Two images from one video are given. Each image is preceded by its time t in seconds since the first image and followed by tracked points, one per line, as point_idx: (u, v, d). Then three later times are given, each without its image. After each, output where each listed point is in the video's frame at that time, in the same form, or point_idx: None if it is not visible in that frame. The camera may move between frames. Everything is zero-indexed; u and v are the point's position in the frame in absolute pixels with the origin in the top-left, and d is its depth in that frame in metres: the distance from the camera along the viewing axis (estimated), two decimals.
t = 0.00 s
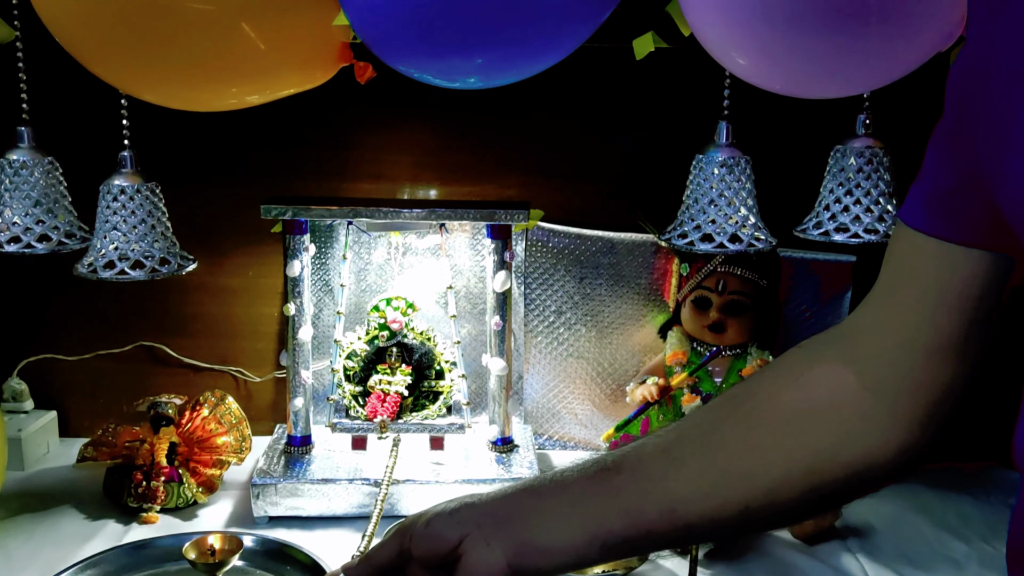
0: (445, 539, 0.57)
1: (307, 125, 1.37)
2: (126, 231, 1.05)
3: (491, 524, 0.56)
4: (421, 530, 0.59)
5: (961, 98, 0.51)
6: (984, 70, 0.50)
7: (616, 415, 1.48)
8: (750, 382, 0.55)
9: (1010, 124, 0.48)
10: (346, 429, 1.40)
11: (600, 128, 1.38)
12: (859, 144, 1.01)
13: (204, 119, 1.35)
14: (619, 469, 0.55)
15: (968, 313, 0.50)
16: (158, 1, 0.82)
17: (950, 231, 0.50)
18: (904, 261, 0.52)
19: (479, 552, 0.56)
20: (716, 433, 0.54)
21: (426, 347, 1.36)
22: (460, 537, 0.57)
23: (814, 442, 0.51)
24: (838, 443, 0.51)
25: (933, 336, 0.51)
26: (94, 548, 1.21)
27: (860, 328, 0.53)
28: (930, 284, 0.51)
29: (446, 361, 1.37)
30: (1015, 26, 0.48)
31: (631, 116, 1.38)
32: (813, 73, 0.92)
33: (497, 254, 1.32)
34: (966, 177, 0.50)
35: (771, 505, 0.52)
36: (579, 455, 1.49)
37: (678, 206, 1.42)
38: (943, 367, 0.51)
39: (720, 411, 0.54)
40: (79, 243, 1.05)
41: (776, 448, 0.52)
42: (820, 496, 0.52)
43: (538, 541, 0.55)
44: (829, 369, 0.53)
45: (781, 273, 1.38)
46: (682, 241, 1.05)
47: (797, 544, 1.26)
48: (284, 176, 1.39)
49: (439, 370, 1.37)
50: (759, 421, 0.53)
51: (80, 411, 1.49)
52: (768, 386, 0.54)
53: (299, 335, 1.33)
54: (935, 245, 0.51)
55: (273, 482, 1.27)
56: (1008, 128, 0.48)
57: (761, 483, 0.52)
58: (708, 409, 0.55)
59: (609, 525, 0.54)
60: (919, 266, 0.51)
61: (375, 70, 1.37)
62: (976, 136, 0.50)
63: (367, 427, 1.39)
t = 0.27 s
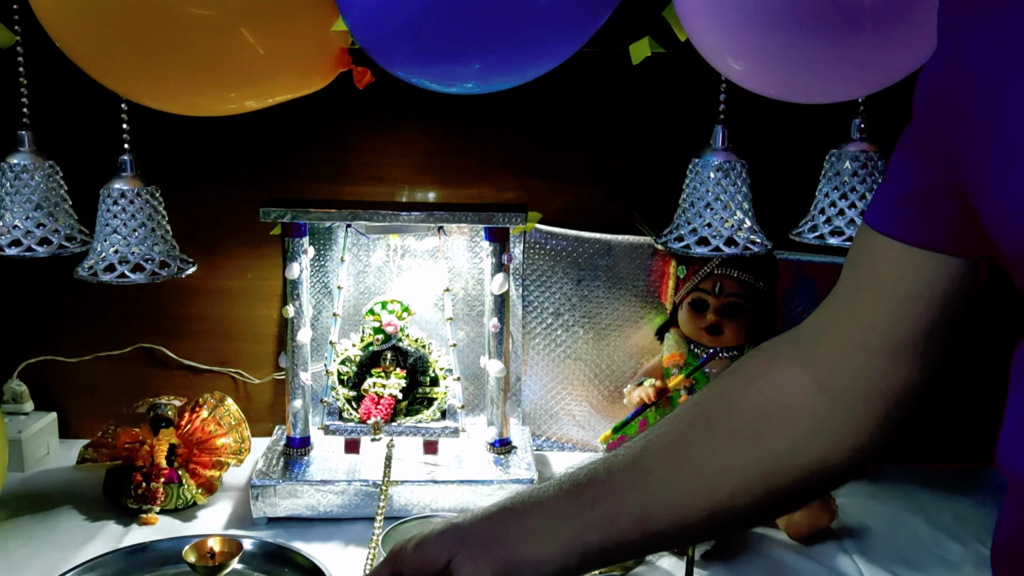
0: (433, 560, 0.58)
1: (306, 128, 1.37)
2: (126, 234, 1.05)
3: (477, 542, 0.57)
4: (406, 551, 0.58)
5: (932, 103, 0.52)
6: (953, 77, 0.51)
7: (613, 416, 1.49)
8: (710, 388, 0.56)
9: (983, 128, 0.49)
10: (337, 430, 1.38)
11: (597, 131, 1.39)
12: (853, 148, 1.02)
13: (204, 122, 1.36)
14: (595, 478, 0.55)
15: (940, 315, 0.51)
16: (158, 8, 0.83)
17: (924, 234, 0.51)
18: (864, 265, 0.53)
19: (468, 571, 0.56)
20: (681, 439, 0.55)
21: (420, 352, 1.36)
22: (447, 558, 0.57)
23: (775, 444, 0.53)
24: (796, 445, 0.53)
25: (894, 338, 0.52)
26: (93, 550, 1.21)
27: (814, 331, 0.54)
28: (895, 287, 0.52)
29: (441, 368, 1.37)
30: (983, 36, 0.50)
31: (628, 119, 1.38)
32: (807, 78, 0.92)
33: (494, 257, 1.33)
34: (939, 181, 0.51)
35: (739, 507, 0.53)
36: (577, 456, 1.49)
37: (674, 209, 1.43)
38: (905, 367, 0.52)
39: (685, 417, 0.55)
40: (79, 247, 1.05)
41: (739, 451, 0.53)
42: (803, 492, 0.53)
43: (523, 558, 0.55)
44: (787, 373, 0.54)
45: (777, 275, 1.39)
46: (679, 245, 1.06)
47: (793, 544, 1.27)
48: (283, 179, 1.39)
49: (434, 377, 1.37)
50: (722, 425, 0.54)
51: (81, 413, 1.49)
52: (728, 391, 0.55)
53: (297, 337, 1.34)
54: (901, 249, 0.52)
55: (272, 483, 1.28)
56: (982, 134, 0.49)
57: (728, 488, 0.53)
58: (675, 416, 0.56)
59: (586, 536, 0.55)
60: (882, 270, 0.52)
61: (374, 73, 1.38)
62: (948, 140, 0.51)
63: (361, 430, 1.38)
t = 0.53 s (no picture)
0: (437, 570, 0.59)
1: (307, 127, 1.37)
2: (127, 233, 1.05)
3: (479, 550, 0.57)
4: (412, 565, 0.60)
5: (922, 95, 0.49)
6: (944, 68, 0.48)
7: (613, 415, 1.49)
8: (702, 391, 0.56)
9: (971, 125, 0.47)
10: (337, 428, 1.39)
11: (597, 129, 1.39)
12: (852, 147, 1.02)
13: (204, 121, 1.36)
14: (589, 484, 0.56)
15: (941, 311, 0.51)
16: (160, 7, 0.83)
17: (909, 237, 0.49)
18: (853, 264, 0.52)
19: None
20: (671, 442, 0.55)
21: (420, 351, 1.36)
22: (450, 568, 0.58)
23: (764, 446, 0.53)
24: (785, 447, 0.53)
25: (883, 337, 0.51)
26: (93, 549, 1.21)
27: (803, 331, 0.54)
28: (887, 285, 0.51)
29: (441, 367, 1.37)
30: (979, 26, 0.47)
31: (628, 118, 1.38)
32: (807, 76, 0.92)
33: (495, 255, 1.33)
34: (927, 180, 0.49)
35: (731, 507, 0.53)
36: (578, 455, 1.50)
37: (674, 207, 1.43)
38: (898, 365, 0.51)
39: (677, 421, 0.56)
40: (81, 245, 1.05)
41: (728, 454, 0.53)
42: (806, 487, 0.53)
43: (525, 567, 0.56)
44: (777, 374, 0.54)
45: (777, 273, 1.39)
46: (678, 243, 1.06)
47: (792, 543, 1.27)
48: (283, 178, 1.40)
49: (434, 375, 1.37)
50: (712, 428, 0.54)
51: (81, 411, 1.50)
52: (717, 395, 0.55)
53: (298, 335, 1.34)
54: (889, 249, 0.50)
55: (273, 482, 1.28)
56: (971, 131, 0.47)
57: (718, 491, 0.53)
58: (668, 421, 0.56)
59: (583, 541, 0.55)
60: (871, 269, 0.51)
61: (374, 72, 1.38)
62: (937, 138, 0.48)
63: (361, 427, 1.38)
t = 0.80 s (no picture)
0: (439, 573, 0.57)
1: (306, 126, 1.37)
2: (127, 232, 1.05)
3: (481, 554, 0.56)
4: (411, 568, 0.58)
5: (915, 98, 0.49)
6: (937, 70, 0.48)
7: (614, 415, 1.49)
8: (697, 393, 0.55)
9: (962, 128, 0.47)
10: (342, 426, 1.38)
11: (597, 128, 1.39)
12: (854, 146, 1.02)
13: (204, 120, 1.36)
14: (586, 485, 0.55)
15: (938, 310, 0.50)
16: (160, 5, 0.83)
17: (901, 240, 0.49)
18: (848, 264, 0.52)
19: None
20: (667, 444, 0.54)
21: (424, 346, 1.36)
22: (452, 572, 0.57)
23: (759, 447, 0.52)
24: (780, 447, 0.52)
25: (878, 336, 0.51)
26: (93, 549, 1.21)
27: (798, 332, 0.53)
28: (881, 286, 0.51)
29: (446, 360, 1.37)
30: (967, 29, 0.47)
31: (629, 117, 1.38)
32: (807, 76, 0.92)
33: (495, 255, 1.33)
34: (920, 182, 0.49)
35: (728, 508, 0.53)
36: (578, 455, 1.49)
37: (674, 207, 1.43)
38: (894, 364, 0.51)
39: (672, 423, 0.55)
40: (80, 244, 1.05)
41: (723, 455, 0.53)
42: (807, 486, 0.53)
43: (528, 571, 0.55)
44: (772, 375, 0.53)
45: (777, 273, 1.39)
46: (679, 243, 1.06)
47: (793, 543, 1.27)
48: (283, 177, 1.39)
49: (438, 369, 1.37)
50: (707, 429, 0.53)
51: (81, 411, 1.49)
52: (712, 395, 0.54)
53: (298, 335, 1.34)
54: (882, 250, 0.50)
55: (273, 481, 1.28)
56: (961, 133, 0.46)
57: (714, 492, 0.53)
58: (664, 423, 0.55)
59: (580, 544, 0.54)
60: (867, 268, 0.51)
61: (374, 71, 1.38)
62: (930, 140, 0.49)
63: (367, 427, 1.38)
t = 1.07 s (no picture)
0: (437, 571, 0.58)
1: (305, 126, 1.37)
2: (125, 232, 1.05)
3: (477, 553, 0.57)
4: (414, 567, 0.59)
5: (904, 95, 0.49)
6: (927, 67, 0.48)
7: (613, 415, 1.49)
8: (691, 392, 0.55)
9: (952, 126, 0.46)
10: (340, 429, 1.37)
11: (596, 128, 1.39)
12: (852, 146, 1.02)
13: (203, 120, 1.36)
14: (581, 485, 0.55)
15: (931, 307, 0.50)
16: (157, 5, 0.83)
17: (893, 239, 0.50)
18: (840, 262, 0.52)
19: None
20: (661, 443, 0.54)
21: (419, 349, 1.37)
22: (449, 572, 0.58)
23: (753, 445, 0.52)
24: (773, 446, 0.52)
25: (870, 335, 0.51)
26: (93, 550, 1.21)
27: (791, 330, 0.53)
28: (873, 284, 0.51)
29: (440, 365, 1.38)
30: (959, 30, 0.46)
31: (627, 117, 1.38)
32: (806, 75, 0.92)
33: (494, 255, 1.33)
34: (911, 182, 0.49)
35: (722, 507, 0.53)
36: (577, 454, 1.49)
37: (673, 207, 1.43)
38: (888, 362, 0.51)
39: (666, 423, 0.55)
40: (79, 244, 1.05)
41: (717, 454, 0.53)
42: (804, 483, 0.53)
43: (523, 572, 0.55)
44: (765, 373, 0.53)
45: (776, 273, 1.39)
46: (678, 243, 1.06)
47: (792, 543, 1.27)
48: (282, 177, 1.39)
49: (433, 373, 1.38)
50: (701, 428, 0.53)
51: (80, 411, 1.49)
52: (706, 394, 0.54)
53: (297, 335, 1.34)
54: (874, 249, 0.50)
55: (271, 482, 1.28)
56: (951, 134, 0.46)
57: (707, 491, 0.52)
58: (658, 422, 0.55)
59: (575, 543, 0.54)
60: (859, 266, 0.51)
61: (373, 71, 1.38)
62: (920, 138, 0.48)
63: (359, 428, 1.41)
